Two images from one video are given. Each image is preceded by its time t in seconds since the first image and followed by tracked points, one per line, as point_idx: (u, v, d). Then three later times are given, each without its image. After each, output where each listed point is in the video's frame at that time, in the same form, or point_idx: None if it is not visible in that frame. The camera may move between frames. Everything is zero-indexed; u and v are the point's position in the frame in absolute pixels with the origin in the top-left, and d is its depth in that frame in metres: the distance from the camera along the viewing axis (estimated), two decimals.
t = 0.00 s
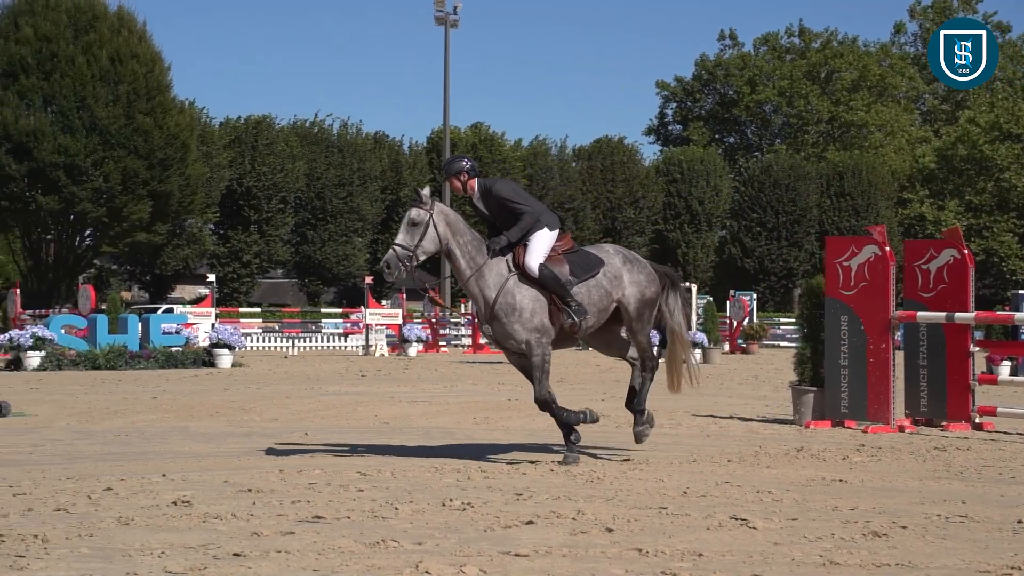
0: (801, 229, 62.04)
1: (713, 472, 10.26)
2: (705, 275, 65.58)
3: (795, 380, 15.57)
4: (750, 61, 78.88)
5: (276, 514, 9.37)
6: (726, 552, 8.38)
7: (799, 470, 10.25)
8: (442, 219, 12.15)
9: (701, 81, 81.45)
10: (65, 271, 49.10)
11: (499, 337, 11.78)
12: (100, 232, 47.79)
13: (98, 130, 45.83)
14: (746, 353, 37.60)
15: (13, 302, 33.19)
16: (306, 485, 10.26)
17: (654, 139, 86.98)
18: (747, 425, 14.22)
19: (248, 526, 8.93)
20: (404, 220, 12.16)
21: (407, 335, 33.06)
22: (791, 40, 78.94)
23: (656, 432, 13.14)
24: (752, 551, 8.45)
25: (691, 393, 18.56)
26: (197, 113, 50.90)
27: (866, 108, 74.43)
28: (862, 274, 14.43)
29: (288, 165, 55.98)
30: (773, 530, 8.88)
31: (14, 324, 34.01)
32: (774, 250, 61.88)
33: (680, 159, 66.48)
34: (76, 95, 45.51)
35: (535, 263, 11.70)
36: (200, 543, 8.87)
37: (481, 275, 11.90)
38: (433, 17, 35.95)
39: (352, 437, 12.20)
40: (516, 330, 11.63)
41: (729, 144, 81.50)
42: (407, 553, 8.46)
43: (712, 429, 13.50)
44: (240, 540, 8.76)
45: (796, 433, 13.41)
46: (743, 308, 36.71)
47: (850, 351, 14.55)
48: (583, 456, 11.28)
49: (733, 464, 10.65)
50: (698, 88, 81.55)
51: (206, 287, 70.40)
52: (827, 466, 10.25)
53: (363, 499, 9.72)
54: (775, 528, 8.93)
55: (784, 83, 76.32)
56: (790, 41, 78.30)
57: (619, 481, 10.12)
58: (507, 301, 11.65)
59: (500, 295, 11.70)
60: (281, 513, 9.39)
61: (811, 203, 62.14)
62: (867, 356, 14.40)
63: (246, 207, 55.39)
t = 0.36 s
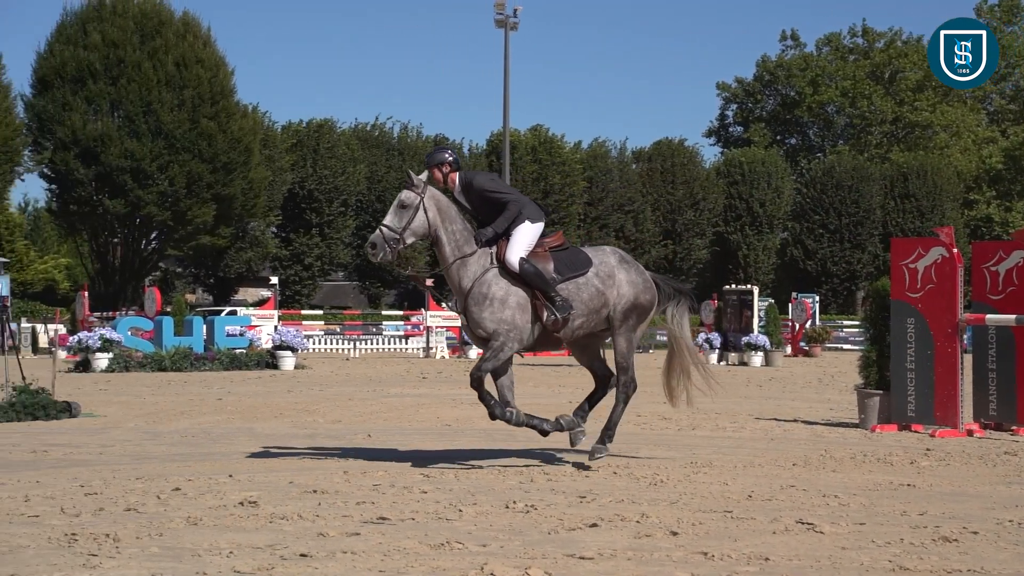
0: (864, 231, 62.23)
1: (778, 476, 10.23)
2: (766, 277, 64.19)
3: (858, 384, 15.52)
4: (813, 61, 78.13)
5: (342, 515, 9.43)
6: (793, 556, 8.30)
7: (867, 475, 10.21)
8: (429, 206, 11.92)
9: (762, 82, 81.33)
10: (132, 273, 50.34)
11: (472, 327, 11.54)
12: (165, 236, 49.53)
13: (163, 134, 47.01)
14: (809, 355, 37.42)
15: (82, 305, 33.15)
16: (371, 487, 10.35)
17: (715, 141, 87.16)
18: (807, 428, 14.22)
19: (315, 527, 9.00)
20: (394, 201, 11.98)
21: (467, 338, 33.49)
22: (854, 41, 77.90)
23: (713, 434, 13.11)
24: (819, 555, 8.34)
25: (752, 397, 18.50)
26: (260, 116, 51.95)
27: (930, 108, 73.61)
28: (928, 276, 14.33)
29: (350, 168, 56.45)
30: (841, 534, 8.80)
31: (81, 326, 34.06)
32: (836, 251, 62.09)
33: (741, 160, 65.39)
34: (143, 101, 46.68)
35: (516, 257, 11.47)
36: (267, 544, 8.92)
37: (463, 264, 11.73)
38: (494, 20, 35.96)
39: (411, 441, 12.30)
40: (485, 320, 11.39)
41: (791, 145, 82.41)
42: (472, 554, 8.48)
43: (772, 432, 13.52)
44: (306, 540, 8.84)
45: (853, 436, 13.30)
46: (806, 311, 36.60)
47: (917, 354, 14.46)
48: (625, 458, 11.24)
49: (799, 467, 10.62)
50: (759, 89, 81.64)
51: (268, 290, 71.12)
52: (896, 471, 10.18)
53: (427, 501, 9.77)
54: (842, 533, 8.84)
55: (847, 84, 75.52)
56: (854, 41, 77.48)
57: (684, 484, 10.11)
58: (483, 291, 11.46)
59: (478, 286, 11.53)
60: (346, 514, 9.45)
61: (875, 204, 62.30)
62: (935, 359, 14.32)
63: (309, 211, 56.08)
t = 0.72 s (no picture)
0: (934, 232, 60.93)
1: (850, 479, 10.17)
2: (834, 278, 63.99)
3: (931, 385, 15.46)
4: (881, 60, 77.27)
5: (411, 515, 9.47)
6: (867, 560, 8.20)
7: (942, 479, 10.11)
8: (408, 203, 11.42)
9: (829, 81, 80.66)
10: (200, 276, 53.48)
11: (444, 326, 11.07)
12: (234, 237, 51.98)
13: (232, 137, 49.35)
14: (878, 358, 36.95)
15: (153, 306, 33.84)
16: (440, 488, 10.43)
17: (781, 141, 86.95)
18: (876, 431, 14.14)
19: (384, 526, 9.03)
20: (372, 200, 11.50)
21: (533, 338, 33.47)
22: (925, 39, 76.49)
23: (783, 438, 13.04)
24: (894, 559, 8.22)
25: (822, 399, 18.38)
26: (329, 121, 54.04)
27: (1003, 106, 72.38)
28: (1002, 277, 14.13)
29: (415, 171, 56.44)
30: (916, 538, 8.67)
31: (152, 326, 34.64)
32: (906, 252, 60.85)
33: (808, 160, 65.24)
34: (212, 103, 49.10)
35: (501, 259, 11.00)
36: (337, 543, 8.96)
37: (443, 263, 11.24)
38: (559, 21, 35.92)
39: (476, 447, 12.35)
40: (457, 319, 10.90)
41: (859, 145, 81.78)
42: (542, 555, 8.46)
43: (840, 434, 13.46)
44: (377, 540, 8.85)
45: (925, 440, 13.14)
46: (875, 311, 36.34)
47: (991, 357, 14.32)
48: (685, 464, 11.12)
49: (870, 471, 10.56)
50: (826, 88, 81.01)
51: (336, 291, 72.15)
52: (971, 475, 10.05)
53: (495, 501, 9.80)
54: (918, 537, 8.71)
55: (916, 83, 74.57)
56: (924, 39, 76.40)
57: (753, 487, 10.07)
58: (461, 291, 11.00)
59: (456, 284, 11.08)
60: (415, 514, 9.49)
61: (945, 204, 60.82)
62: (1009, 362, 14.17)
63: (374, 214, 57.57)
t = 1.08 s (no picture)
0: (1015, 230, 60.09)
1: (932, 483, 10.07)
2: (911, 277, 63.78)
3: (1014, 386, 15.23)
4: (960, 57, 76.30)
5: (487, 515, 9.48)
6: (952, 564, 8.06)
7: None
8: (381, 212, 11.11)
9: (905, 80, 80.11)
10: (276, 276, 54.21)
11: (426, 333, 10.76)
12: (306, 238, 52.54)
13: (307, 138, 50.01)
14: (956, 358, 36.44)
15: (229, 306, 34.00)
16: (515, 488, 10.45)
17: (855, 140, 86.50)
18: (958, 433, 14.00)
19: (462, 526, 9.03)
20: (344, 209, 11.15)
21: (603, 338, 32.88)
22: (1006, 33, 75.14)
23: (860, 439, 12.96)
24: (982, 564, 8.07)
25: (898, 400, 18.21)
26: (402, 121, 54.28)
27: None
28: None
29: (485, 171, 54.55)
30: (1002, 542, 8.52)
31: (228, 327, 34.77)
32: (985, 252, 60.16)
33: (884, 159, 65.68)
34: (286, 105, 50.09)
35: (491, 265, 10.72)
36: (416, 541, 8.98)
37: (423, 270, 10.89)
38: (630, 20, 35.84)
39: (549, 447, 12.41)
40: (437, 325, 10.60)
41: (936, 144, 80.90)
42: (620, 556, 8.40)
43: (919, 436, 13.33)
44: (455, 540, 8.85)
45: (1008, 442, 12.99)
46: (953, 311, 36.00)
47: None
48: (756, 466, 11.03)
49: (953, 473, 10.46)
50: (902, 87, 80.45)
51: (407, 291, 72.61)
52: None
53: (572, 502, 9.81)
54: (1005, 541, 8.56)
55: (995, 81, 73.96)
56: (1005, 35, 75.23)
57: (833, 489, 10.00)
58: (444, 297, 10.67)
59: (439, 290, 10.75)
60: (492, 514, 9.51)
61: None
62: None
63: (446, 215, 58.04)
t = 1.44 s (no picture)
0: None
1: None
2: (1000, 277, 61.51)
3: None
4: None
5: (573, 513, 9.46)
6: None
7: None
8: (360, 222, 10.97)
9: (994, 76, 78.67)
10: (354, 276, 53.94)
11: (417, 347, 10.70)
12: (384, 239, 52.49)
13: (387, 137, 50.38)
14: None
15: (311, 305, 34.23)
16: (599, 487, 10.43)
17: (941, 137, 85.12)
18: None
19: (547, 524, 8.98)
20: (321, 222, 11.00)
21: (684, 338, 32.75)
22: None
23: (952, 441, 12.78)
24: None
25: (989, 401, 17.88)
26: (483, 121, 54.02)
27: None
28: None
29: (567, 169, 54.16)
30: None
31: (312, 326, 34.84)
32: None
33: (972, 156, 63.26)
34: (368, 106, 50.54)
35: (477, 271, 10.66)
36: (502, 539, 8.95)
37: (405, 283, 10.79)
38: (710, 18, 35.50)
39: (629, 447, 12.41)
40: (431, 337, 10.53)
41: None
42: (708, 556, 8.28)
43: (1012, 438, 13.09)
44: (540, 538, 8.79)
45: None
46: None
47: None
48: (840, 467, 10.94)
49: None
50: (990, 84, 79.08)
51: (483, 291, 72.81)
52: None
53: (658, 501, 9.77)
54: None
55: None
56: None
57: (923, 492, 9.87)
58: (430, 310, 10.58)
59: (424, 302, 10.65)
60: (578, 512, 9.48)
61: None
62: None
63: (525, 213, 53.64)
